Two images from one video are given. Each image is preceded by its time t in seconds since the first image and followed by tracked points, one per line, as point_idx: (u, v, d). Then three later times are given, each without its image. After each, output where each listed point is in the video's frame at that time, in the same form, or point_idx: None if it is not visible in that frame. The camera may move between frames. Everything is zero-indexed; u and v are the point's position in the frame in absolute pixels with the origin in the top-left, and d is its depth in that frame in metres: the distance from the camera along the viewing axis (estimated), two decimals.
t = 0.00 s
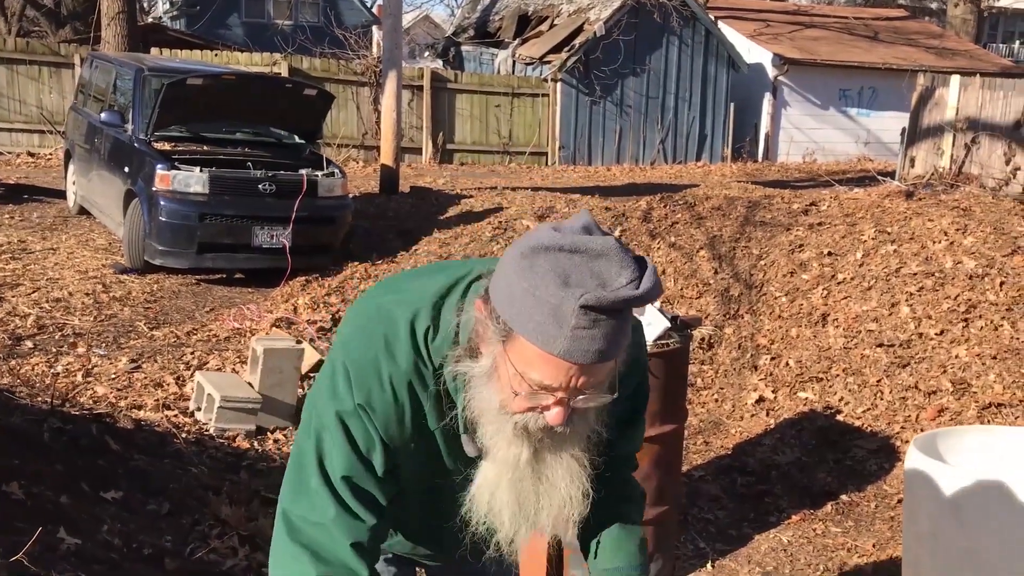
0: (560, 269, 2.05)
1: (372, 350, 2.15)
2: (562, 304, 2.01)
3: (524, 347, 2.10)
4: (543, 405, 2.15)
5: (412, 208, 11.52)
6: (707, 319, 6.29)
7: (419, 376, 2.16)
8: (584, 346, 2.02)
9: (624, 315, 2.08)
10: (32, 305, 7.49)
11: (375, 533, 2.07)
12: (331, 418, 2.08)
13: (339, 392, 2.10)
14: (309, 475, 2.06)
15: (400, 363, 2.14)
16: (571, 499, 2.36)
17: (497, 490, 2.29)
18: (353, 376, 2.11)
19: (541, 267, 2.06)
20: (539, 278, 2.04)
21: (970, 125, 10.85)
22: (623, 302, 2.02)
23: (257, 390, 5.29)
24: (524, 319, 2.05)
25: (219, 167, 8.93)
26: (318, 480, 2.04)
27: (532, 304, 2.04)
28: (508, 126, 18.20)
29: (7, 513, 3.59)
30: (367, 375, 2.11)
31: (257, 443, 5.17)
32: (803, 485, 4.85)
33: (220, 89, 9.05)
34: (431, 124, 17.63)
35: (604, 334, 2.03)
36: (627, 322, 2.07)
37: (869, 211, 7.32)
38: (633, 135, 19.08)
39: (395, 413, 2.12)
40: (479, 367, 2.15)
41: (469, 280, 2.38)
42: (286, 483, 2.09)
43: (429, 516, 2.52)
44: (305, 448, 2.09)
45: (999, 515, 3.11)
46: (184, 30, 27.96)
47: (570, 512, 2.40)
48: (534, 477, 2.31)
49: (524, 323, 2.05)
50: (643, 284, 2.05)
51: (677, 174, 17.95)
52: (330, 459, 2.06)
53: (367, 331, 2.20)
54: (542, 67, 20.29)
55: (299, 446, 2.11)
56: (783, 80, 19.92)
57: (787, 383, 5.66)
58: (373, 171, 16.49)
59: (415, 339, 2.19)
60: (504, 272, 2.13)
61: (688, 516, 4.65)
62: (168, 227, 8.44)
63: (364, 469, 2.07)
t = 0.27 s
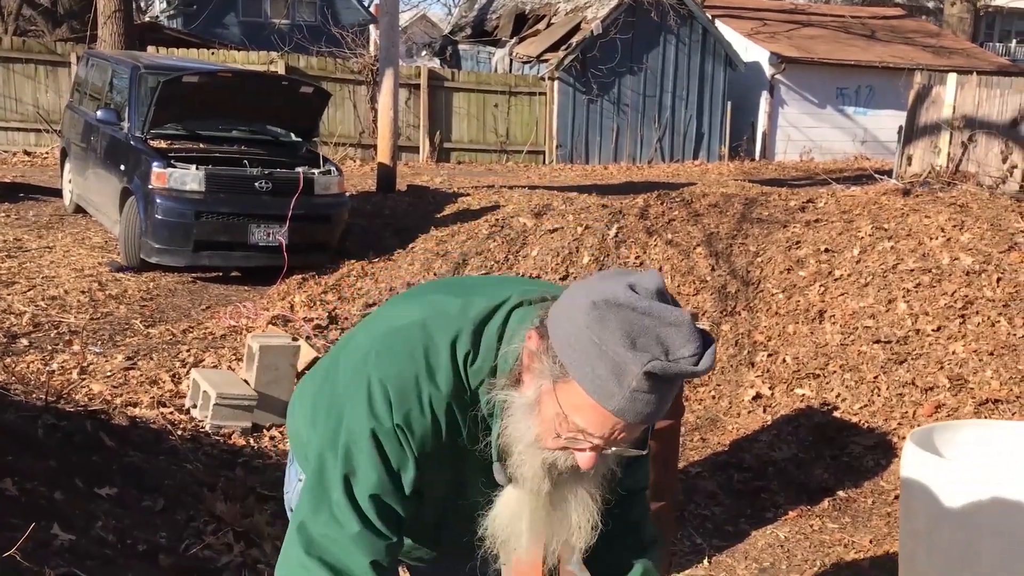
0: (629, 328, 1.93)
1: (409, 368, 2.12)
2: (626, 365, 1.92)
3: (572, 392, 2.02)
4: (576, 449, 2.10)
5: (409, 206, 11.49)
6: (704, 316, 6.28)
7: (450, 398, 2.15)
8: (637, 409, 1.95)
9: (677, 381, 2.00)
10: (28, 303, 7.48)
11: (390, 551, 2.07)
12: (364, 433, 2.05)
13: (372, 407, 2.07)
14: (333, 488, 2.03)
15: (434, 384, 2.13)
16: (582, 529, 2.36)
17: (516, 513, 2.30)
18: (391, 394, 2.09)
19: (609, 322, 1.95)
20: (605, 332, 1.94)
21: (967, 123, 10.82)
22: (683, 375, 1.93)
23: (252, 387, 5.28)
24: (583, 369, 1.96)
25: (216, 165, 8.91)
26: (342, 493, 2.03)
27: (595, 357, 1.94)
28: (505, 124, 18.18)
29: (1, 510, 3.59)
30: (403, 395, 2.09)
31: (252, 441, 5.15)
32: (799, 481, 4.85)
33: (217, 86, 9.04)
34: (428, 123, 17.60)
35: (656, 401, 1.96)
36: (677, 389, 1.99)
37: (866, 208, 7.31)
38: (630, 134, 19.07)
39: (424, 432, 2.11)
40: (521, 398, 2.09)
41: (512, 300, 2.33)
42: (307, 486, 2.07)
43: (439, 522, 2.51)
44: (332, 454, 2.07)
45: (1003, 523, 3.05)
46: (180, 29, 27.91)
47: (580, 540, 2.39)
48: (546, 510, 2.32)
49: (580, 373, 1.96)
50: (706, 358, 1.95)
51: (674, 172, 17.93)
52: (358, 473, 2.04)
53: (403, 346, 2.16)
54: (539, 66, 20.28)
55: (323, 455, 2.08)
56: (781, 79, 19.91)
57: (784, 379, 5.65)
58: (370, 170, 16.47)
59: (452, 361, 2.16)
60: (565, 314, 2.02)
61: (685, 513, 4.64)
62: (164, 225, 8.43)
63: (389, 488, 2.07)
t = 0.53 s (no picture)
0: (608, 308, 1.92)
1: (392, 358, 2.10)
2: (602, 344, 1.91)
3: (550, 373, 2.01)
4: (553, 429, 2.08)
5: (404, 203, 11.47)
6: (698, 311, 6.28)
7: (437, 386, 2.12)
8: (614, 389, 1.94)
9: (657, 363, 1.98)
10: (21, 299, 7.45)
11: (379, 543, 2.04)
12: (348, 425, 2.03)
13: (357, 399, 2.05)
14: (320, 481, 2.02)
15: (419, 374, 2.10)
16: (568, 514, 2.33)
17: (502, 499, 2.30)
18: (374, 385, 2.06)
19: (587, 301, 1.94)
20: (582, 311, 1.93)
21: (961, 122, 10.82)
22: (661, 356, 1.91)
23: (245, 383, 5.26)
24: (561, 349, 1.94)
25: (210, 161, 8.88)
26: (328, 487, 2.01)
27: (572, 337, 1.93)
28: (501, 123, 18.17)
29: None
30: (386, 385, 2.07)
31: (246, 436, 5.14)
32: (793, 477, 4.84)
33: (211, 82, 9.01)
34: (424, 121, 17.58)
35: (634, 382, 1.95)
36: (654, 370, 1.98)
37: (860, 204, 7.31)
38: (625, 132, 19.07)
39: (411, 423, 2.09)
40: (502, 378, 2.08)
41: (497, 286, 2.30)
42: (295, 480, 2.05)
43: (433, 514, 2.49)
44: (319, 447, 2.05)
45: (995, 520, 2.92)
46: (175, 27, 27.86)
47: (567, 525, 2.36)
48: (531, 495, 2.31)
49: (557, 353, 1.96)
50: (686, 339, 1.93)
51: (670, 171, 17.93)
52: (343, 465, 2.03)
53: (387, 336, 2.14)
54: (535, 65, 20.27)
55: (310, 449, 2.07)
56: (776, 78, 19.92)
57: (778, 375, 5.65)
58: (365, 168, 16.42)
59: (436, 349, 2.13)
60: (547, 295, 2.01)
61: (678, 507, 4.64)
62: (158, 221, 8.40)
63: (375, 480, 2.04)
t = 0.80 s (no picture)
0: (554, 315, 1.92)
1: (358, 370, 2.08)
2: (547, 353, 1.89)
3: (500, 385, 2.00)
4: (511, 443, 2.08)
5: (397, 201, 11.46)
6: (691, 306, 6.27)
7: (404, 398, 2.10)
8: (561, 399, 1.92)
9: (613, 372, 1.97)
10: (12, 295, 7.42)
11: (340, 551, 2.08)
12: (312, 438, 2.04)
13: (322, 412, 2.05)
14: (286, 493, 2.05)
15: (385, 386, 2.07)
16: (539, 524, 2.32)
17: (464, 514, 2.26)
18: (337, 397, 2.05)
19: (533, 308, 1.93)
20: (527, 319, 1.92)
21: (954, 121, 10.83)
22: (611, 364, 1.89)
23: (236, 377, 5.24)
24: (508, 361, 1.94)
25: (202, 157, 8.85)
26: (292, 498, 2.04)
27: (516, 347, 1.92)
28: (494, 121, 18.16)
29: None
30: (349, 399, 2.05)
31: (237, 430, 5.12)
32: (786, 470, 4.84)
33: (203, 78, 8.99)
34: (417, 119, 17.55)
35: (586, 390, 1.93)
36: (609, 379, 1.96)
37: (853, 200, 7.32)
38: (619, 131, 19.06)
39: (376, 436, 2.08)
40: (457, 393, 2.07)
41: (471, 288, 2.26)
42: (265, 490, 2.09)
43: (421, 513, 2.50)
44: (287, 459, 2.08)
45: (988, 536, 2.66)
46: (169, 25, 27.79)
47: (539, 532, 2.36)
48: (501, 505, 2.29)
49: (503, 364, 1.95)
50: (639, 347, 1.92)
51: (663, 170, 17.93)
52: (308, 478, 2.05)
53: (356, 347, 2.12)
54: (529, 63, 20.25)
55: (280, 458, 2.10)
56: (770, 77, 19.93)
57: (771, 369, 5.65)
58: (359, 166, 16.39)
59: (403, 359, 2.11)
60: (498, 307, 2.00)
61: (671, 500, 4.63)
62: (150, 217, 8.38)
63: (339, 490, 2.06)
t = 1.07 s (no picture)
0: (541, 308, 1.92)
1: (340, 356, 2.07)
2: (534, 347, 1.90)
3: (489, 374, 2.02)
4: (500, 434, 2.10)
5: (389, 199, 11.45)
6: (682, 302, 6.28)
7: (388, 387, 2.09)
8: (551, 393, 1.94)
9: (602, 366, 1.97)
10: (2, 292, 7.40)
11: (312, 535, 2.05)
12: (290, 422, 2.02)
13: (302, 395, 2.04)
14: (258, 476, 2.02)
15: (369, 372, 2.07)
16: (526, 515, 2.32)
17: (450, 505, 2.25)
18: (318, 381, 2.04)
19: (520, 300, 1.93)
20: (515, 313, 1.92)
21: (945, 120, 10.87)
22: (598, 358, 1.90)
23: (227, 373, 5.23)
24: (496, 352, 1.95)
25: (193, 155, 8.83)
26: (264, 481, 2.01)
27: (508, 342, 1.92)
28: (486, 120, 18.16)
29: None
30: (330, 383, 2.04)
31: (228, 425, 5.11)
32: (776, 465, 4.86)
33: (194, 75, 8.97)
34: (409, 118, 17.54)
35: (572, 383, 1.94)
36: (598, 371, 1.97)
37: (843, 196, 7.34)
38: (612, 130, 19.06)
39: (357, 422, 2.06)
40: (445, 383, 2.09)
41: (459, 276, 2.26)
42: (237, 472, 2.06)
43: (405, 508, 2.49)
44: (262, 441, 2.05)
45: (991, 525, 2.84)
46: (160, 25, 27.74)
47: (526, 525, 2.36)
48: (488, 497, 2.29)
49: (492, 353, 1.96)
50: (627, 340, 1.92)
51: (655, 169, 17.95)
52: (283, 462, 2.02)
53: (341, 333, 2.11)
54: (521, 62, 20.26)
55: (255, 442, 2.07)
56: (761, 77, 19.98)
57: (761, 365, 5.67)
58: (351, 164, 16.36)
59: (387, 347, 2.11)
60: (484, 298, 2.01)
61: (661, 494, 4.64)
62: (141, 214, 8.36)
63: (315, 476, 2.03)
